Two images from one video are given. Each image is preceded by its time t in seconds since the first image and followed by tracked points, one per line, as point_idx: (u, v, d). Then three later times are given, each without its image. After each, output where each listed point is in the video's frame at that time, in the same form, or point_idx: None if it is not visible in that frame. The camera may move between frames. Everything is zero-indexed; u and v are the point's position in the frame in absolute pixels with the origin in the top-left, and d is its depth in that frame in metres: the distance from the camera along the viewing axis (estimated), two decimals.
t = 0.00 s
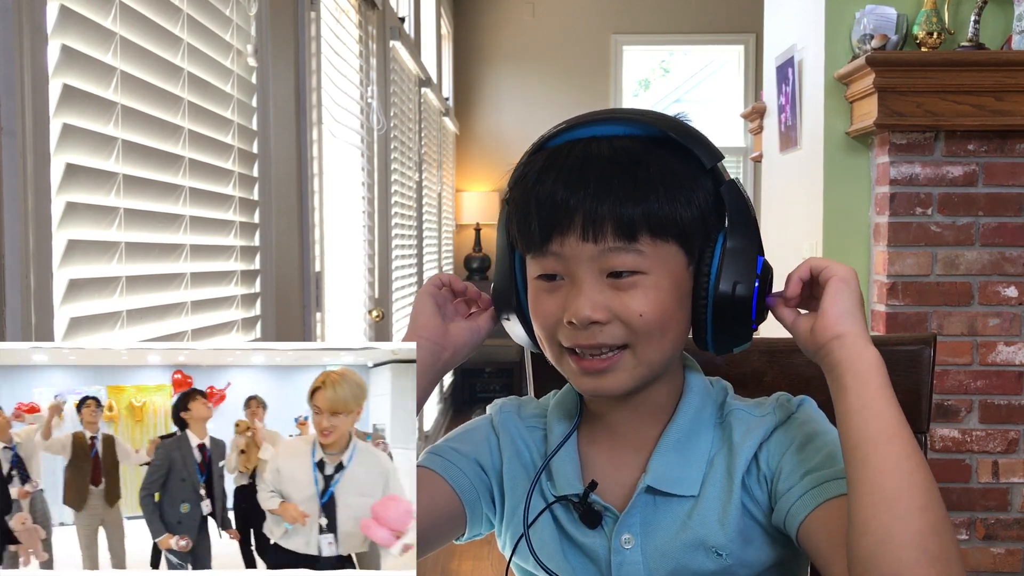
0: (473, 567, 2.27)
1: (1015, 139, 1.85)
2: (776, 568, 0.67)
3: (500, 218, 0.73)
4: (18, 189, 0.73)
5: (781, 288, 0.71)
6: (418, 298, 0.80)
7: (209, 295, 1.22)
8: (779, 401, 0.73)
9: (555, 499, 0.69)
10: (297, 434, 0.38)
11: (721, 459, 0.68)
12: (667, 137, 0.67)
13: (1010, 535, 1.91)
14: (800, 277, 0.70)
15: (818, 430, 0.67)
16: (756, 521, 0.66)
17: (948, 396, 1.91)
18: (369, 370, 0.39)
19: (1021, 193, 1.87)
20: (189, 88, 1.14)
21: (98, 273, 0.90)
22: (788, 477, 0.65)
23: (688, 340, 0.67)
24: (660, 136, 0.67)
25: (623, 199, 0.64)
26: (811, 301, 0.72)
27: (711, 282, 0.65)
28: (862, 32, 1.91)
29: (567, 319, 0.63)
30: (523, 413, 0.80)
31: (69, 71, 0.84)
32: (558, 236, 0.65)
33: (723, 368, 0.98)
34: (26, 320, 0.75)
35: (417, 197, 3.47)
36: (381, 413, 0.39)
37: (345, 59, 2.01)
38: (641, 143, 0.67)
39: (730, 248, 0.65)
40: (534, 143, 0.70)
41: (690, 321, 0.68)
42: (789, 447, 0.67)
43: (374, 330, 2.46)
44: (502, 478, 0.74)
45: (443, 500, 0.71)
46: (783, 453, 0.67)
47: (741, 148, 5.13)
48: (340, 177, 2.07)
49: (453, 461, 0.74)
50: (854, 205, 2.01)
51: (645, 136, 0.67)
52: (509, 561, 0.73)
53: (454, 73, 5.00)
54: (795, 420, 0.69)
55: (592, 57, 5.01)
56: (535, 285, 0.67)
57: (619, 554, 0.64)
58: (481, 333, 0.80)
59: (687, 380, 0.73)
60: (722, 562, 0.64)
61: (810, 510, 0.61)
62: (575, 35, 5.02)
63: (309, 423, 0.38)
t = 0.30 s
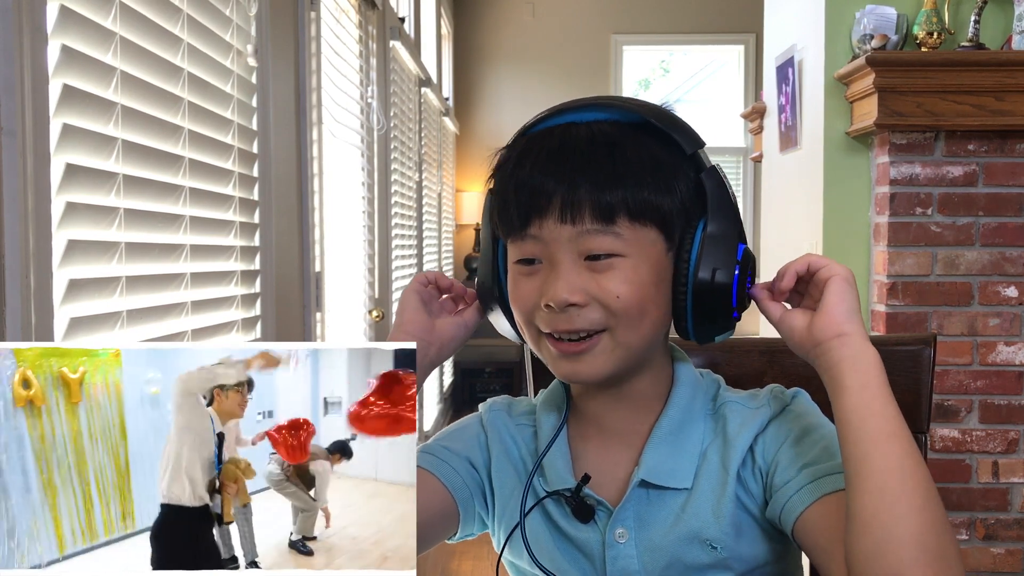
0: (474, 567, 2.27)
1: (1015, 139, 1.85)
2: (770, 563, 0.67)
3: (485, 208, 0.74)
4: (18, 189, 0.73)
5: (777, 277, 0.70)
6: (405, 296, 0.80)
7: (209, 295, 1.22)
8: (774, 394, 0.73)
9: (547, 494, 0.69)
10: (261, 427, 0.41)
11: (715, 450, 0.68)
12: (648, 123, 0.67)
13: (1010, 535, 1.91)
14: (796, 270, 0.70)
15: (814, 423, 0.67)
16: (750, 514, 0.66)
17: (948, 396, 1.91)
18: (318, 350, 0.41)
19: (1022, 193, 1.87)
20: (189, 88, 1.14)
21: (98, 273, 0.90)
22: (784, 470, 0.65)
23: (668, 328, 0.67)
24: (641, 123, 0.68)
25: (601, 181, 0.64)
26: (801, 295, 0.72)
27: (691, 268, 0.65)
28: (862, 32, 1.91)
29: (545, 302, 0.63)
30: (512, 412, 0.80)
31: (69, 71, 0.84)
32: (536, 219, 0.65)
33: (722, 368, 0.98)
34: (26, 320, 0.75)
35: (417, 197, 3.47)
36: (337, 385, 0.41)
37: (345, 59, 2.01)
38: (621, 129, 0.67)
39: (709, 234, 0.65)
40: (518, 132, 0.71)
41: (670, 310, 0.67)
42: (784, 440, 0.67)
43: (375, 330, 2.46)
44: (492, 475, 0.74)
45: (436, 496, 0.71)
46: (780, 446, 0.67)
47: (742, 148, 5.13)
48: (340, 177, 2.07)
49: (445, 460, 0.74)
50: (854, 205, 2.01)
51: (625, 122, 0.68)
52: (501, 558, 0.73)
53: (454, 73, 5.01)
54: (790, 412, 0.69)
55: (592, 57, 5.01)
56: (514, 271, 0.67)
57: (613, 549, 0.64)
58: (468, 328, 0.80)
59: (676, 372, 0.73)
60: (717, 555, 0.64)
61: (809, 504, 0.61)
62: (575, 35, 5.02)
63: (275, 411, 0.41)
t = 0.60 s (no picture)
0: (474, 567, 2.27)
1: (1015, 139, 1.85)
2: (756, 565, 0.67)
3: (492, 194, 0.73)
4: (17, 189, 0.73)
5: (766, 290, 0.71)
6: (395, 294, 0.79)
7: (209, 295, 1.22)
8: (764, 398, 0.73)
9: (534, 492, 0.69)
10: (260, 432, 0.42)
11: (702, 454, 0.68)
12: (669, 129, 0.67)
13: (1010, 535, 1.91)
14: (789, 281, 0.70)
15: (804, 428, 0.67)
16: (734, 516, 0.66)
17: (948, 396, 1.91)
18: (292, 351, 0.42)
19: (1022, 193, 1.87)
20: (189, 88, 1.14)
21: (98, 273, 0.90)
22: (772, 474, 0.65)
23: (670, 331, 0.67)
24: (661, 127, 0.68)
25: (622, 181, 0.64)
26: (795, 307, 0.72)
27: (699, 274, 0.65)
28: (862, 32, 1.91)
29: (554, 295, 0.63)
30: (503, 408, 0.79)
31: (69, 71, 0.84)
32: (552, 213, 0.65)
33: (722, 368, 0.98)
34: (26, 320, 0.75)
35: (417, 197, 3.47)
36: (314, 383, 0.42)
37: (345, 59, 2.01)
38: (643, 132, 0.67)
39: (719, 242, 0.65)
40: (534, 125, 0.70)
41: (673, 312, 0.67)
42: (774, 444, 0.67)
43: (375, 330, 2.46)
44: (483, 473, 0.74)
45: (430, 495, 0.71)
46: (768, 451, 0.67)
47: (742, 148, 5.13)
48: (340, 178, 2.07)
49: (435, 457, 0.74)
50: (854, 206, 2.01)
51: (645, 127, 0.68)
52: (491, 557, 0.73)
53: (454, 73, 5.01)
54: (780, 416, 0.70)
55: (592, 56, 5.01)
56: (522, 263, 0.67)
57: (598, 548, 0.64)
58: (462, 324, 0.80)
59: (668, 376, 0.73)
60: (701, 557, 0.64)
61: (802, 504, 0.61)
62: (575, 35, 5.02)
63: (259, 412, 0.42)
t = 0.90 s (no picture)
0: (474, 567, 2.27)
1: (1014, 139, 1.85)
2: (776, 563, 0.67)
3: (517, 200, 0.73)
4: (18, 189, 0.73)
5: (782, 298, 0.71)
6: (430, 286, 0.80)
7: (209, 294, 1.22)
8: (775, 400, 0.73)
9: (557, 491, 0.69)
10: (248, 435, 0.41)
11: (720, 455, 0.68)
12: (697, 145, 0.67)
13: (1010, 535, 1.91)
14: (802, 290, 0.70)
15: (810, 430, 0.67)
16: (755, 517, 0.66)
17: (948, 396, 1.91)
18: (277, 352, 0.40)
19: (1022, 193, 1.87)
20: (189, 88, 1.14)
21: (98, 273, 0.89)
22: (784, 474, 0.65)
23: (690, 341, 0.67)
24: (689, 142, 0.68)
25: (650, 196, 0.64)
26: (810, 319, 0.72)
27: (721, 288, 0.65)
28: (862, 32, 1.91)
29: (578, 305, 0.63)
30: (519, 411, 0.79)
31: (69, 71, 0.83)
32: (580, 223, 0.65)
33: (723, 368, 0.98)
34: (26, 320, 0.75)
35: (417, 197, 3.47)
36: (301, 389, 0.41)
37: (345, 59, 2.01)
38: (671, 146, 0.67)
39: (741, 257, 0.65)
40: (564, 134, 0.70)
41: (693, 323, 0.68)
42: (782, 447, 0.67)
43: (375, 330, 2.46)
44: (503, 476, 0.74)
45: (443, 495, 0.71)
46: (779, 452, 0.67)
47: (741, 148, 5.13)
48: (340, 178, 2.07)
49: (454, 461, 0.73)
50: (854, 205, 2.01)
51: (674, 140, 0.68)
52: (510, 560, 0.73)
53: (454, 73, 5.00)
54: (790, 418, 0.69)
55: (592, 56, 5.01)
56: (548, 271, 0.67)
57: (623, 546, 0.64)
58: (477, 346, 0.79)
59: (685, 379, 0.73)
60: (727, 553, 0.64)
61: (805, 507, 0.61)
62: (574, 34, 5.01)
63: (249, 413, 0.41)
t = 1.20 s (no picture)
0: (473, 567, 2.27)
1: (1014, 139, 1.85)
2: (777, 563, 0.67)
3: (531, 192, 0.73)
4: (17, 189, 0.73)
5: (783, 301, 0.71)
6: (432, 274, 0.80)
7: (209, 294, 1.22)
8: (774, 402, 0.73)
9: (557, 492, 0.69)
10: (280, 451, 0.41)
11: (720, 456, 0.69)
12: (713, 148, 0.68)
13: (1010, 535, 1.91)
14: (802, 290, 0.70)
15: (807, 431, 0.67)
16: (755, 518, 0.66)
17: (948, 396, 1.91)
18: (303, 366, 0.40)
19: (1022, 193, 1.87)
20: (189, 88, 1.14)
21: (98, 273, 0.90)
22: (782, 476, 0.65)
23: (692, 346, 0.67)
24: (705, 145, 0.68)
25: (665, 195, 0.64)
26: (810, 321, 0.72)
27: (728, 294, 0.65)
28: (862, 32, 1.91)
29: (586, 300, 0.63)
30: (520, 412, 0.79)
31: (69, 71, 0.84)
32: (593, 219, 0.65)
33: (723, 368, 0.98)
34: (26, 320, 0.75)
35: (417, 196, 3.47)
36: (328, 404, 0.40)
37: (345, 59, 2.01)
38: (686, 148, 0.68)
39: (750, 264, 0.65)
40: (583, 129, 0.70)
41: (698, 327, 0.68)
42: (780, 448, 0.67)
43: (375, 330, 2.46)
44: (503, 476, 0.74)
45: (445, 495, 0.71)
46: (777, 454, 0.67)
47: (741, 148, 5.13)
48: (340, 178, 2.07)
49: (454, 461, 0.73)
50: (854, 206, 2.01)
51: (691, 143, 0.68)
52: (510, 561, 0.73)
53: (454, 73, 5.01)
54: (788, 419, 0.69)
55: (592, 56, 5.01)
56: (556, 265, 0.67)
57: (623, 547, 0.64)
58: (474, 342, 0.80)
59: (686, 381, 0.73)
60: (726, 555, 0.64)
61: (803, 509, 0.61)
62: (574, 34, 5.02)
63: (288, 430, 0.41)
